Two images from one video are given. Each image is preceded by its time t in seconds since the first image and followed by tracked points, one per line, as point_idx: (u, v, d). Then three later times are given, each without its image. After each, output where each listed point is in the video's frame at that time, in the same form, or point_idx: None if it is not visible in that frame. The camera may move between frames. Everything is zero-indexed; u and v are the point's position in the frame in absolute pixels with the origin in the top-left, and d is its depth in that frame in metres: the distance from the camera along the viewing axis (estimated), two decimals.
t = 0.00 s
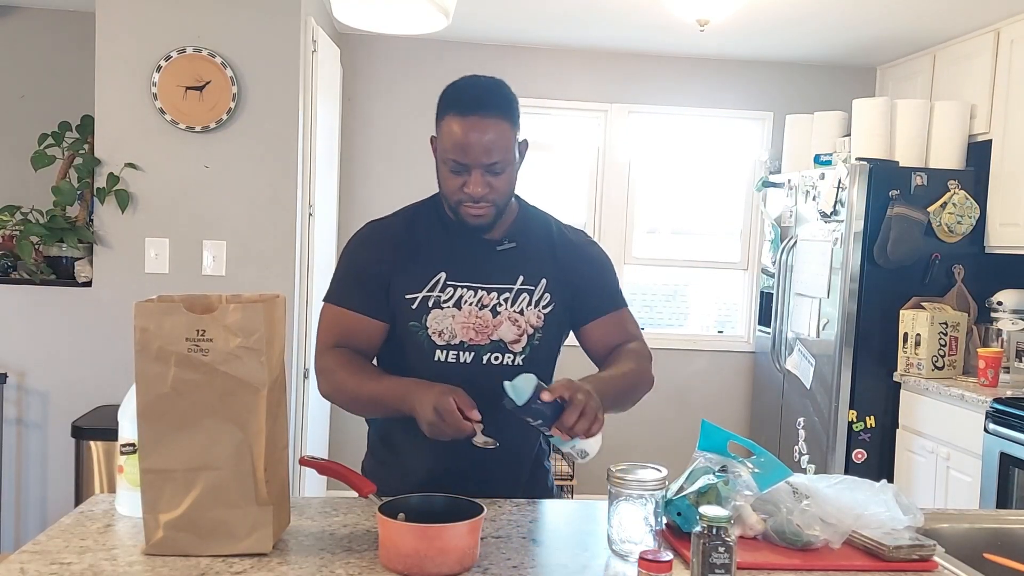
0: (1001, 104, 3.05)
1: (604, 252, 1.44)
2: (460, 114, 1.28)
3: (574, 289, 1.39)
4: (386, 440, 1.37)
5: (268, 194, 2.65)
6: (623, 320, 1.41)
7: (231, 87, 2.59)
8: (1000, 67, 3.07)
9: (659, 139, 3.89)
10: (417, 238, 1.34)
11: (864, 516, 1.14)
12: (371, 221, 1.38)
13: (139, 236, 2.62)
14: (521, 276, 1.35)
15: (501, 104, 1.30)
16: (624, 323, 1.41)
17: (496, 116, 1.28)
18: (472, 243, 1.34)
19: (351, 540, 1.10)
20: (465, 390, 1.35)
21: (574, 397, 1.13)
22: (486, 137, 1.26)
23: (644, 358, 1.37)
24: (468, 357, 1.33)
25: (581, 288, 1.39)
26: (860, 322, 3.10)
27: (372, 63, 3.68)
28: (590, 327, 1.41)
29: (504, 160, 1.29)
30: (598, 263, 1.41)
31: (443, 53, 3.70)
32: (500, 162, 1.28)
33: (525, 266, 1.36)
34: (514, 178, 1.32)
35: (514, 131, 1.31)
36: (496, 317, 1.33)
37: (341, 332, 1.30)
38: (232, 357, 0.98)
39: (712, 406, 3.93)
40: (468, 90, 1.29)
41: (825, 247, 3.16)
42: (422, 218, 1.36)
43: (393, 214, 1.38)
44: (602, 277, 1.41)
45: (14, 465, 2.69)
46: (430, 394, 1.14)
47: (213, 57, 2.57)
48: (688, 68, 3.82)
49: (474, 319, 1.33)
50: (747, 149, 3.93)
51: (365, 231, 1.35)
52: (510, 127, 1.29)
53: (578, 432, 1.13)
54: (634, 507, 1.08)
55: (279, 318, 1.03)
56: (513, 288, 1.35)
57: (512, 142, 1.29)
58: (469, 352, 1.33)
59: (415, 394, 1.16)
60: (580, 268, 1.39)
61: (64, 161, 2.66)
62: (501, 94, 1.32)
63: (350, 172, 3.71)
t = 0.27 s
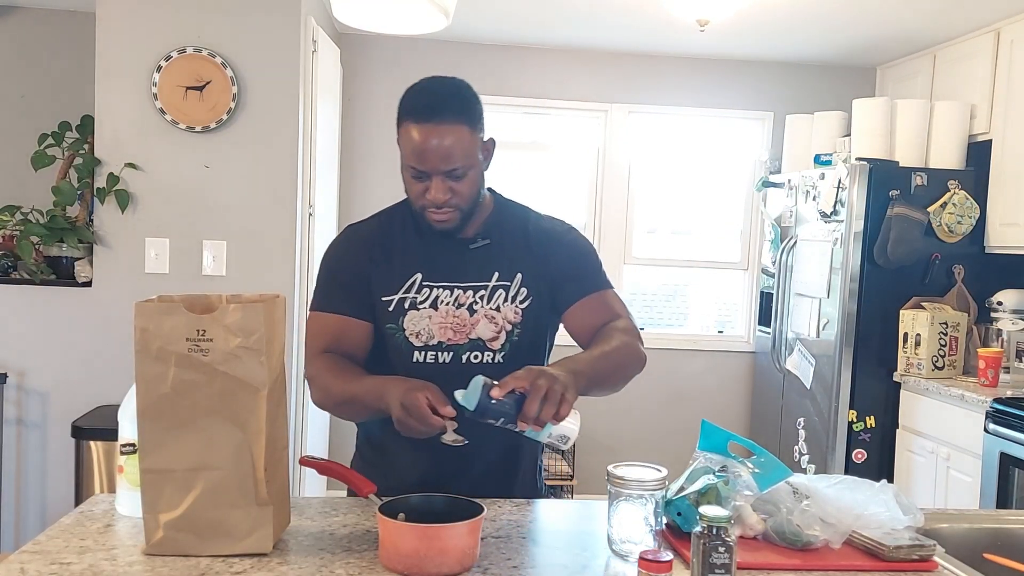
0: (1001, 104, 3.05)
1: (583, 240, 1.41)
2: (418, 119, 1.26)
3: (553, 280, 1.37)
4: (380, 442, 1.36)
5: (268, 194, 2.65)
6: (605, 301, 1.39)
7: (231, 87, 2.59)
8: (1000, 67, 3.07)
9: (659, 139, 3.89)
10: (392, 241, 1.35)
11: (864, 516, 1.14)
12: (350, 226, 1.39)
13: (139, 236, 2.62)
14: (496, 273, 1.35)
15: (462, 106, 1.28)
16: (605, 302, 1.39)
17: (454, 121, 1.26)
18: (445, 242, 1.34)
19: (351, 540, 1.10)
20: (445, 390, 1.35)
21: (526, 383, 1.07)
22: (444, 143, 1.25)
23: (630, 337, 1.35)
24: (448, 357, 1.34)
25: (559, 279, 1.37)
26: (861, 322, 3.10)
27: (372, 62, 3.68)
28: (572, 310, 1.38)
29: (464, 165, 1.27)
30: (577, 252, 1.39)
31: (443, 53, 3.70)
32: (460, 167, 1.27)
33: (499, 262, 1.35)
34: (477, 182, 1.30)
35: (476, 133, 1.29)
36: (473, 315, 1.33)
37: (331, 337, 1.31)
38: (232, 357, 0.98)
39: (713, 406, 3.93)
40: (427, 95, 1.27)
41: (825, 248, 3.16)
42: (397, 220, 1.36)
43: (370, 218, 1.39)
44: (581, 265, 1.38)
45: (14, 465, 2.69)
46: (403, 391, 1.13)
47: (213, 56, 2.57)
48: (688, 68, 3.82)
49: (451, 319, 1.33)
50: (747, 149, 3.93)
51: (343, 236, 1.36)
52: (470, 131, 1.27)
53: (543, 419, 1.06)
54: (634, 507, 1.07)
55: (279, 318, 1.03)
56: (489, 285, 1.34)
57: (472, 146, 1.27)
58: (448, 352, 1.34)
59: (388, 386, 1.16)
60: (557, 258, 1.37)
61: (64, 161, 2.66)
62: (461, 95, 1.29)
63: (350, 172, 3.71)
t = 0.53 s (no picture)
0: (1001, 105, 3.05)
1: (563, 230, 1.40)
2: (386, 119, 1.26)
3: (534, 274, 1.36)
4: (372, 444, 1.36)
5: (268, 194, 2.65)
6: (586, 290, 1.36)
7: (231, 87, 2.59)
8: (1000, 67, 3.07)
9: (658, 139, 3.89)
10: (372, 244, 1.35)
11: (864, 516, 1.14)
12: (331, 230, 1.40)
13: (139, 236, 2.62)
14: (476, 270, 1.35)
15: (430, 103, 1.27)
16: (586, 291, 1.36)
17: (423, 120, 1.26)
18: (424, 243, 1.34)
19: (351, 540, 1.10)
20: (428, 391, 1.35)
21: (495, 388, 1.07)
22: (413, 142, 1.25)
23: (613, 326, 1.32)
24: (431, 358, 1.34)
25: (539, 272, 1.36)
26: (861, 322, 3.10)
27: (373, 62, 3.68)
28: (553, 303, 1.36)
29: (435, 164, 1.27)
30: (557, 243, 1.38)
31: (444, 53, 3.70)
32: (431, 166, 1.27)
33: (479, 260, 1.35)
34: (449, 180, 1.30)
35: (445, 131, 1.28)
36: (455, 315, 1.33)
37: (316, 342, 1.32)
38: (232, 357, 0.98)
39: (713, 406, 3.93)
40: (395, 95, 1.27)
41: (825, 248, 3.16)
42: (376, 222, 1.37)
43: (349, 221, 1.39)
44: (562, 255, 1.37)
45: (14, 465, 2.69)
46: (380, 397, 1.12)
47: (213, 56, 2.57)
48: (688, 68, 3.82)
49: (432, 320, 1.33)
50: (746, 149, 3.93)
51: (323, 240, 1.37)
52: (439, 129, 1.27)
53: (518, 422, 1.06)
54: (634, 507, 1.08)
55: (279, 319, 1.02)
56: (469, 283, 1.34)
57: (442, 144, 1.28)
58: (431, 352, 1.34)
59: (367, 392, 1.16)
60: (536, 252, 1.36)
61: (64, 161, 2.66)
62: (427, 92, 1.28)
63: (350, 172, 3.71)
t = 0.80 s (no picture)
0: (1001, 105, 3.05)
1: (554, 227, 1.40)
2: (367, 120, 1.23)
3: (525, 271, 1.36)
4: (369, 445, 1.36)
5: (268, 194, 2.65)
6: (578, 284, 1.36)
7: (231, 87, 2.59)
8: (1000, 67, 3.07)
9: (658, 139, 3.89)
10: (363, 246, 1.36)
11: (864, 517, 1.14)
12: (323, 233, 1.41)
13: (139, 236, 2.62)
14: (466, 269, 1.35)
15: (411, 103, 1.25)
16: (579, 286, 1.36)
17: (404, 121, 1.23)
18: (414, 243, 1.34)
19: (351, 540, 1.10)
20: (421, 391, 1.35)
21: (482, 389, 1.07)
22: (396, 144, 1.22)
23: (607, 319, 1.32)
24: (423, 358, 1.34)
25: (529, 269, 1.36)
26: (861, 322, 3.10)
27: (372, 62, 3.68)
28: (545, 298, 1.36)
29: (419, 165, 1.25)
30: (547, 240, 1.38)
31: (444, 53, 3.70)
32: (415, 168, 1.25)
33: (468, 259, 1.35)
34: (434, 179, 1.28)
35: (428, 131, 1.26)
36: (446, 314, 1.33)
37: (310, 345, 1.32)
38: (232, 357, 0.98)
39: (713, 406, 3.93)
40: (377, 95, 1.25)
41: (825, 248, 3.16)
42: (367, 224, 1.37)
43: (341, 223, 1.40)
44: (552, 252, 1.37)
45: (14, 465, 2.69)
46: (375, 400, 1.12)
47: (213, 56, 2.57)
48: (688, 68, 3.82)
49: (423, 320, 1.33)
50: (746, 149, 3.93)
51: (315, 243, 1.38)
52: (422, 129, 1.25)
53: (510, 419, 1.05)
54: (634, 507, 1.08)
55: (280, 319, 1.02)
56: (459, 283, 1.34)
57: (425, 144, 1.25)
58: (423, 353, 1.34)
59: (361, 395, 1.15)
60: (526, 248, 1.36)
61: (64, 161, 2.66)
62: (409, 92, 1.26)
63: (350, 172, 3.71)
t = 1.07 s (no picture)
0: (1001, 105, 3.05)
1: (553, 225, 1.40)
2: (360, 122, 1.23)
3: (523, 270, 1.36)
4: (368, 446, 1.36)
5: (268, 194, 2.65)
6: (577, 281, 1.35)
7: (231, 87, 2.59)
8: (1000, 67, 3.07)
9: (658, 139, 3.89)
10: (361, 247, 1.36)
11: (864, 517, 1.14)
12: (321, 235, 1.41)
13: (139, 236, 2.62)
14: (465, 269, 1.35)
15: (405, 104, 1.25)
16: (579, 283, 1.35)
17: (397, 123, 1.23)
18: (413, 244, 1.35)
19: (351, 540, 1.10)
20: (422, 392, 1.34)
21: (478, 384, 1.07)
22: (391, 145, 1.22)
23: (607, 315, 1.30)
24: (423, 359, 1.34)
25: (528, 268, 1.36)
26: (861, 322, 3.10)
27: (372, 62, 3.68)
28: (545, 296, 1.35)
29: (414, 166, 1.25)
30: (546, 238, 1.37)
31: (444, 53, 3.70)
32: (410, 169, 1.25)
33: (467, 259, 1.35)
34: (429, 180, 1.28)
35: (422, 132, 1.26)
36: (446, 314, 1.33)
37: (310, 347, 1.32)
38: (232, 357, 0.98)
39: (713, 406, 3.93)
40: (370, 98, 1.24)
41: (824, 248, 3.16)
42: (366, 225, 1.37)
43: (339, 225, 1.40)
44: (551, 249, 1.37)
45: (14, 465, 2.69)
46: (378, 403, 1.12)
47: (213, 57, 2.57)
48: (688, 68, 3.82)
49: (423, 320, 1.33)
50: (746, 149, 3.94)
51: (314, 246, 1.38)
52: (416, 130, 1.25)
53: (509, 411, 1.06)
54: (634, 507, 1.08)
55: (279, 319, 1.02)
56: (459, 282, 1.34)
57: (420, 145, 1.25)
58: (423, 353, 1.34)
59: (364, 397, 1.15)
60: (524, 247, 1.36)
61: (64, 161, 2.66)
62: (402, 93, 1.26)
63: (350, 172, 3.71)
